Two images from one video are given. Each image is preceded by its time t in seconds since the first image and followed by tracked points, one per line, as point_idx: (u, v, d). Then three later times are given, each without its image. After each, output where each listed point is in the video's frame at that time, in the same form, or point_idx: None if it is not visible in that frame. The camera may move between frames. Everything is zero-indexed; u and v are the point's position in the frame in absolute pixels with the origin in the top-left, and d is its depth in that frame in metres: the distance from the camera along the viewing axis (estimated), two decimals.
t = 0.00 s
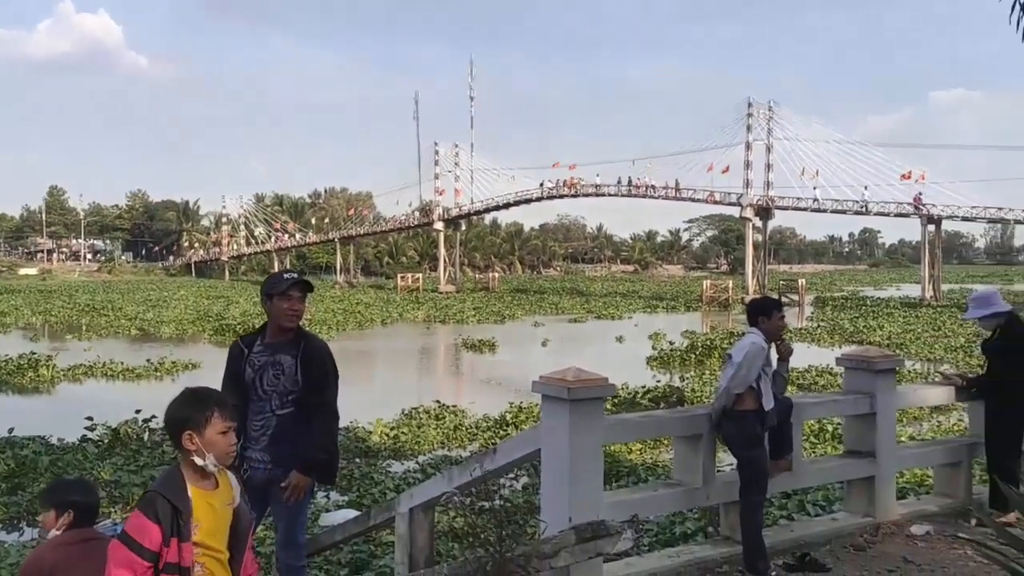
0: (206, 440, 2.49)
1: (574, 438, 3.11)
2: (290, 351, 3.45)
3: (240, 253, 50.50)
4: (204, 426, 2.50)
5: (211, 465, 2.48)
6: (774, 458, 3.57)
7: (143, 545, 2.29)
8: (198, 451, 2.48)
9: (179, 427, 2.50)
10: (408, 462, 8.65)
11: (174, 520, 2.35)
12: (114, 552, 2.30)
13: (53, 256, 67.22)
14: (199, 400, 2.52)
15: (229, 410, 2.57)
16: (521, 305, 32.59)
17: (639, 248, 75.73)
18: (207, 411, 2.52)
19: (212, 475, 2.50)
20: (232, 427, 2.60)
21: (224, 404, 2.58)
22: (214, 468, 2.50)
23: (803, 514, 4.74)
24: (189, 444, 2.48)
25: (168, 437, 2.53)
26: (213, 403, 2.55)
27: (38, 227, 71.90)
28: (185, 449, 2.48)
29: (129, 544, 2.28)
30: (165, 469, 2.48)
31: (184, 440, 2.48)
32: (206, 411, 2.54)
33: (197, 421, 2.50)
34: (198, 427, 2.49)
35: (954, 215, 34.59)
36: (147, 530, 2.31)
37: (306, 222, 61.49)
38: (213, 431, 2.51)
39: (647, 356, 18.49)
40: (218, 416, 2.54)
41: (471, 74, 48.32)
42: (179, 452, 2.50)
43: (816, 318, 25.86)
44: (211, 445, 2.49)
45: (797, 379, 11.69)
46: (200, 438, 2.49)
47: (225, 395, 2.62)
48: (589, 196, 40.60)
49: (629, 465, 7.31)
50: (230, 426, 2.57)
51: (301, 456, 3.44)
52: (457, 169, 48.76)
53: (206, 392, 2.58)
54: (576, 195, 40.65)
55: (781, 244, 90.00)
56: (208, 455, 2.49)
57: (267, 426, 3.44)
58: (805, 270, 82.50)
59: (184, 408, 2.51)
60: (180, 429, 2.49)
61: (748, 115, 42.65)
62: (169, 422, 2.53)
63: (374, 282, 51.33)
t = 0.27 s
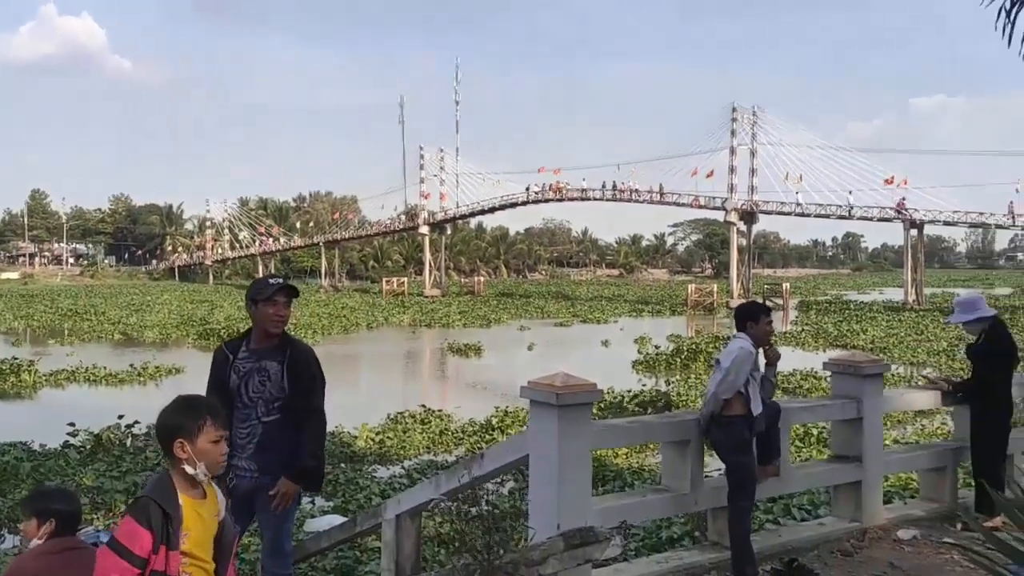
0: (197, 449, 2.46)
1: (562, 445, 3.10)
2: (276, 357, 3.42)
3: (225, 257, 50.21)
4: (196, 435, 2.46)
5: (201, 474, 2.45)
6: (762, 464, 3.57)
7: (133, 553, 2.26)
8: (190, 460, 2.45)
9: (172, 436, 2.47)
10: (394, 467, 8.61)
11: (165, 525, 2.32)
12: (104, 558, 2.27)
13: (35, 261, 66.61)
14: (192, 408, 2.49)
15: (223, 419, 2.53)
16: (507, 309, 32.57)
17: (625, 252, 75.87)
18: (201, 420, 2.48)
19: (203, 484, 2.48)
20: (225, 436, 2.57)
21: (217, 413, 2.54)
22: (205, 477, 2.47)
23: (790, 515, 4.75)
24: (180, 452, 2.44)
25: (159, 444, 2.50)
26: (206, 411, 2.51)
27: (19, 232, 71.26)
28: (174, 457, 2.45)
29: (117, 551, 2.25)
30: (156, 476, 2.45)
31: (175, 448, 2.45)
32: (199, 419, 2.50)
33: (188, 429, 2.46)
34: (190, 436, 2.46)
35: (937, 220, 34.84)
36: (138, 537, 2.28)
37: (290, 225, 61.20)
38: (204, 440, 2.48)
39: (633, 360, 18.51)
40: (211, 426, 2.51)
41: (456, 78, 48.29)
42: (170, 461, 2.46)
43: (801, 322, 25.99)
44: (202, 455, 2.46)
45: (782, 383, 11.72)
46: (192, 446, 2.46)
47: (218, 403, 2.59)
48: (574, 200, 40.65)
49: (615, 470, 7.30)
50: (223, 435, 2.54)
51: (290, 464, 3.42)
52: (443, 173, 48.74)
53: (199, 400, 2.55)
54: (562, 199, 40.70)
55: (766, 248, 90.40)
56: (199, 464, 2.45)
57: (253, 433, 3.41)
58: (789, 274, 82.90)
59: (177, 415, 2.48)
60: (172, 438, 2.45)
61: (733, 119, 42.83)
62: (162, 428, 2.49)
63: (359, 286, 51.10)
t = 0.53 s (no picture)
0: (184, 463, 2.41)
1: (546, 455, 3.08)
2: (257, 368, 3.37)
3: (201, 264, 49.77)
4: (183, 449, 2.42)
5: (188, 487, 2.40)
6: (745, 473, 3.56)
7: (127, 564, 2.19)
8: (176, 473, 2.40)
9: (157, 448, 2.41)
10: (373, 476, 8.54)
11: (159, 536, 2.27)
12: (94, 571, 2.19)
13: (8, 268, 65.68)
14: (179, 421, 2.44)
15: (210, 432, 2.49)
16: (487, 316, 32.54)
17: (603, 259, 76.11)
18: (187, 433, 2.43)
19: (190, 496, 2.43)
20: (211, 449, 2.52)
21: (203, 425, 2.50)
22: (190, 491, 2.42)
23: (772, 522, 4.76)
24: (165, 465, 2.39)
25: (143, 457, 2.44)
26: (193, 424, 2.47)
27: None
28: (160, 470, 2.40)
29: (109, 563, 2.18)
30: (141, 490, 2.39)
31: (160, 461, 2.40)
32: (186, 432, 2.46)
33: (175, 442, 2.42)
34: (176, 449, 2.41)
35: (911, 227, 35.25)
36: (131, 550, 2.22)
37: (268, 232, 60.78)
38: (190, 453, 2.43)
39: (613, 367, 18.54)
40: (198, 439, 2.46)
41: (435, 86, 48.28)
42: (154, 474, 2.41)
43: (779, 329, 26.14)
44: (189, 469, 2.41)
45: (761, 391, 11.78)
46: (178, 459, 2.42)
47: (203, 416, 2.54)
48: (554, 207, 40.73)
49: (597, 478, 7.28)
50: (209, 448, 2.50)
51: (271, 477, 3.36)
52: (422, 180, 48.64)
53: (184, 412, 2.50)
54: (541, 207, 40.75)
55: (743, 255, 91.05)
56: (186, 477, 2.41)
57: (233, 445, 3.35)
58: (766, 281, 83.53)
59: (162, 428, 2.43)
60: (157, 450, 2.40)
61: (711, 127, 43.15)
62: (146, 441, 2.44)
63: (337, 293, 50.82)
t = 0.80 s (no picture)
0: (173, 473, 2.38)
1: (535, 463, 3.07)
2: (243, 375, 3.34)
3: (184, 270, 49.46)
4: (173, 459, 2.38)
5: (177, 498, 2.37)
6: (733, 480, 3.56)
7: None
8: (166, 484, 2.36)
9: (146, 460, 2.37)
10: (358, 483, 8.49)
11: (159, 546, 2.26)
12: None
13: None
14: (167, 431, 2.40)
15: (200, 440, 2.46)
16: (472, 321, 32.49)
17: (588, 265, 76.26)
18: (179, 444, 2.39)
19: (181, 506, 2.40)
20: (201, 458, 2.49)
21: (193, 436, 2.46)
22: (179, 502, 2.39)
23: (759, 526, 4.77)
24: (156, 476, 2.36)
25: (133, 467, 2.40)
26: (182, 435, 2.43)
27: None
28: (150, 482, 2.36)
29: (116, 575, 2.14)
30: (131, 501, 2.35)
31: (150, 474, 2.36)
32: (175, 443, 2.42)
33: (164, 452, 2.38)
34: (166, 460, 2.37)
35: (893, 233, 35.53)
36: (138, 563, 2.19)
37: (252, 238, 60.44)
38: (181, 464, 2.40)
39: (598, 373, 18.56)
40: (188, 449, 2.43)
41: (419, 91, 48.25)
42: (143, 486, 2.36)
43: (763, 335, 26.21)
44: (179, 479, 2.39)
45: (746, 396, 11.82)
46: (168, 470, 2.38)
47: (192, 423, 2.51)
48: (538, 212, 40.77)
49: (583, 484, 7.27)
50: (199, 458, 2.46)
51: (258, 487, 3.33)
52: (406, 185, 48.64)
53: (172, 422, 2.47)
54: (525, 212, 40.79)
55: (727, 261, 91.52)
56: (176, 489, 2.38)
57: (218, 456, 3.31)
58: (749, 286, 83.96)
59: (151, 439, 2.39)
60: (146, 462, 2.37)
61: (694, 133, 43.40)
62: (136, 452, 2.40)
63: (321, 299, 50.65)
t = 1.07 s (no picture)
0: (159, 481, 2.34)
1: (521, 468, 3.05)
2: (225, 381, 3.29)
3: (164, 275, 49.01)
4: (158, 466, 2.34)
5: (164, 507, 2.33)
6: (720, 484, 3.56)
7: None
8: (151, 492, 2.32)
9: (130, 467, 2.33)
10: (341, 488, 8.43)
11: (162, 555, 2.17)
12: None
13: None
14: (151, 438, 2.37)
15: (185, 448, 2.43)
16: (454, 325, 32.41)
17: (570, 269, 76.37)
18: (164, 451, 2.36)
19: (165, 514, 2.36)
20: (185, 465, 2.45)
21: (177, 443, 2.43)
22: (165, 510, 2.35)
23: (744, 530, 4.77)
24: (140, 484, 2.31)
25: (115, 478, 2.35)
26: (167, 441, 2.40)
27: None
28: (134, 489, 2.31)
29: None
30: (114, 511, 2.29)
31: (134, 481, 2.31)
32: (160, 450, 2.38)
33: (148, 460, 2.34)
34: (150, 467, 2.33)
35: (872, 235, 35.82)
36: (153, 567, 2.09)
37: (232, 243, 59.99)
38: (166, 471, 2.36)
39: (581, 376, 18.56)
40: (173, 456, 2.39)
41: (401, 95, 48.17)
42: (128, 496, 2.31)
43: (744, 338, 26.35)
44: (164, 487, 2.34)
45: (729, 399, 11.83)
46: (153, 478, 2.34)
47: (173, 431, 2.48)
48: (520, 216, 40.77)
49: (567, 488, 7.25)
50: (184, 465, 2.43)
51: (242, 494, 3.29)
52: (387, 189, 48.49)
53: (152, 430, 2.43)
54: (508, 216, 40.78)
55: (707, 264, 91.93)
56: (161, 496, 2.34)
57: (201, 463, 3.26)
58: (730, 289, 84.45)
59: (134, 447, 2.35)
60: (130, 470, 2.32)
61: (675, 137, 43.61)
62: (118, 463, 2.35)
63: (302, 304, 50.31)
